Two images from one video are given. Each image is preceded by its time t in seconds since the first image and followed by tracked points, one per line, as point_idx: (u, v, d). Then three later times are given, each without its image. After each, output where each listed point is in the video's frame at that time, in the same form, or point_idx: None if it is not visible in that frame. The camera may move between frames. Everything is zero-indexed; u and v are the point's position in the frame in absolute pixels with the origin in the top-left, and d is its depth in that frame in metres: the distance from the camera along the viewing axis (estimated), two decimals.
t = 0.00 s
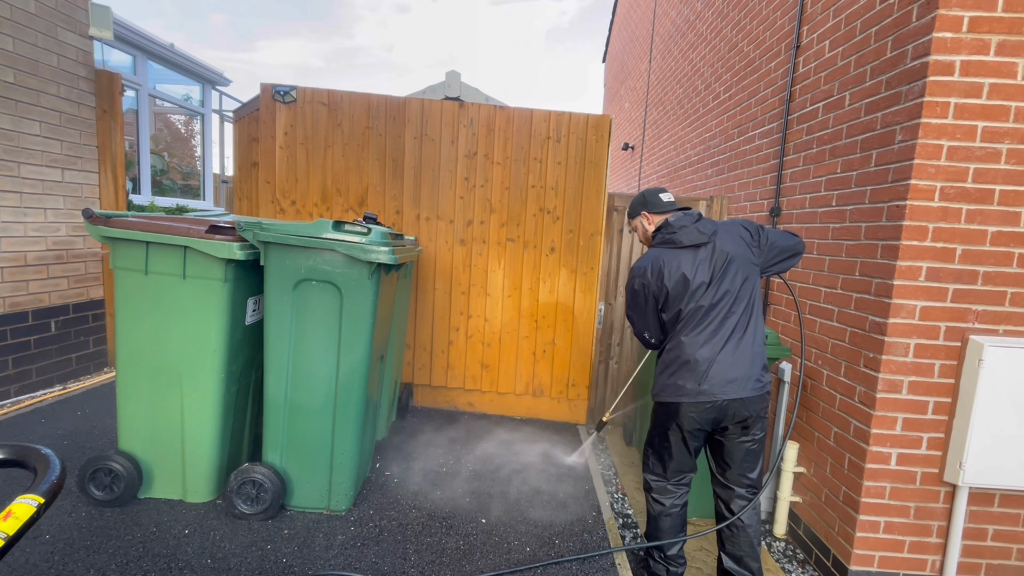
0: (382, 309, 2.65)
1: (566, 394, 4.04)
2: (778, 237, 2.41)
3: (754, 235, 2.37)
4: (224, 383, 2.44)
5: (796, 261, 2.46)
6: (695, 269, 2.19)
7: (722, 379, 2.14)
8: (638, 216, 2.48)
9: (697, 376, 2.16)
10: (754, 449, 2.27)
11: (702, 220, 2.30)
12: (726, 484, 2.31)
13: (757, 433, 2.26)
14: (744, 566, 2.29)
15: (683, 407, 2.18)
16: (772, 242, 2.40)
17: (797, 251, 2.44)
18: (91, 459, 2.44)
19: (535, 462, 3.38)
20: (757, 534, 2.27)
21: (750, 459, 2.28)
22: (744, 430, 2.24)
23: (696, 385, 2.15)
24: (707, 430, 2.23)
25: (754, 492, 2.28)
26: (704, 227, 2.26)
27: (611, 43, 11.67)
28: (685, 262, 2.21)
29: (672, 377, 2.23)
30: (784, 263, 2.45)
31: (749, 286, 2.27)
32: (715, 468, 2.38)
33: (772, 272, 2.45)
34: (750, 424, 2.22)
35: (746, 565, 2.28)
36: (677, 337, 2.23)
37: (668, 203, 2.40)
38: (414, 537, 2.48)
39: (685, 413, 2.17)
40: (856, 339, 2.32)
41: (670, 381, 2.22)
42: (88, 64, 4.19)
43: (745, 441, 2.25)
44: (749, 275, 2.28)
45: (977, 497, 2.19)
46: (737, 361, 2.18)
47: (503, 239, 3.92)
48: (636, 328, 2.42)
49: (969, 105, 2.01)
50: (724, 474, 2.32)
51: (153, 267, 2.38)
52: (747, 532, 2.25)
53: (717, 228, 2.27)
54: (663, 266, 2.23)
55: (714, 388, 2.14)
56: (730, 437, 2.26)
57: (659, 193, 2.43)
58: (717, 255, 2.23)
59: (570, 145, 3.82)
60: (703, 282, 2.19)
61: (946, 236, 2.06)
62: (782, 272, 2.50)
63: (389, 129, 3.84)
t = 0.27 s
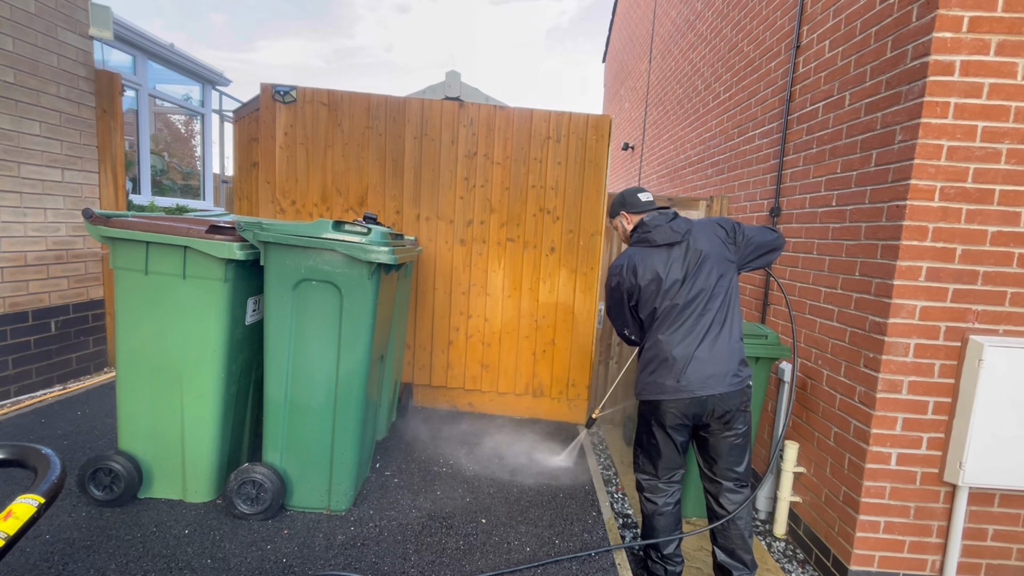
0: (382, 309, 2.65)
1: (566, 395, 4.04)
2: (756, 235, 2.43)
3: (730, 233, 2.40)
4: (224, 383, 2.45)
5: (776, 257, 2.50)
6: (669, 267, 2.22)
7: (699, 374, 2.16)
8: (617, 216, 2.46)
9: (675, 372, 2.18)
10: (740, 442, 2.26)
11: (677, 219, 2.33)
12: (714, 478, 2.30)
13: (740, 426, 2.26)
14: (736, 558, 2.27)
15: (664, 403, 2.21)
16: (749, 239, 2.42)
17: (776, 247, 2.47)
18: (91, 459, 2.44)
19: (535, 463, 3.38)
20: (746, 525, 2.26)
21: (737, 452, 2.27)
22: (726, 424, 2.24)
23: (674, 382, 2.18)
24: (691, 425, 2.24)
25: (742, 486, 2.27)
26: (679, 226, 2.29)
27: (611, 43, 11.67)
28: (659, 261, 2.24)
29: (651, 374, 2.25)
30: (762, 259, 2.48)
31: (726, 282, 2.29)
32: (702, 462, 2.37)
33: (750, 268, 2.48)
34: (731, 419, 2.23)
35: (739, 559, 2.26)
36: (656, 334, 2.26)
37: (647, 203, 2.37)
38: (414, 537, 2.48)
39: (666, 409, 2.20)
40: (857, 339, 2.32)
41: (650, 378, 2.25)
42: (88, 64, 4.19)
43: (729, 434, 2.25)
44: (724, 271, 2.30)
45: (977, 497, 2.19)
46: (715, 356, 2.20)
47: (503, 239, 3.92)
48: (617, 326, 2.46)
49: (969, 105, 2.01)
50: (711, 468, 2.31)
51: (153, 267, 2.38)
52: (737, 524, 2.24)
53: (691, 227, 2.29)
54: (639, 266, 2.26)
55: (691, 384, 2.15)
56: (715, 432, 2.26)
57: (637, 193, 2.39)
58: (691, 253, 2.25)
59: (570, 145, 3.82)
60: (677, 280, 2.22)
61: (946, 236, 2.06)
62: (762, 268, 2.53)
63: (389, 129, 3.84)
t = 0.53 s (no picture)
0: (382, 309, 2.65)
1: (566, 395, 4.04)
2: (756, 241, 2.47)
3: (733, 235, 2.42)
4: (225, 383, 2.44)
5: (776, 262, 2.54)
6: (677, 267, 2.22)
7: (705, 375, 2.17)
8: (623, 215, 2.46)
9: (681, 373, 2.18)
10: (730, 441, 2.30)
11: (684, 219, 2.33)
12: (697, 469, 2.35)
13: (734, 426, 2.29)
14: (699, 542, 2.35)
15: (669, 404, 2.20)
16: (752, 243, 2.46)
17: (776, 253, 2.52)
18: (91, 459, 2.44)
19: (535, 463, 3.38)
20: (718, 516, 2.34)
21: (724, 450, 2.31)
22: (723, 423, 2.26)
23: (680, 382, 2.17)
24: (693, 426, 2.24)
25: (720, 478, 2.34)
26: (685, 226, 2.29)
27: (611, 43, 11.67)
28: (667, 260, 2.24)
29: (657, 374, 2.24)
30: (760, 264, 2.52)
31: (729, 284, 2.31)
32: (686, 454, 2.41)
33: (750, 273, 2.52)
34: (731, 419, 2.25)
35: (702, 542, 2.35)
36: (662, 334, 2.25)
37: (654, 203, 2.38)
38: (414, 537, 2.48)
39: (671, 411, 2.19)
40: (857, 339, 2.32)
41: (656, 378, 2.24)
42: (88, 64, 4.19)
43: (724, 433, 2.27)
44: (728, 274, 2.32)
45: (977, 497, 2.19)
46: (720, 358, 2.21)
47: (503, 239, 3.92)
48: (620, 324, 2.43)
49: (969, 105, 2.00)
50: (694, 462, 2.35)
51: (153, 267, 2.38)
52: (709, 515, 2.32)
53: (698, 228, 2.30)
54: (647, 264, 2.25)
55: (698, 385, 2.16)
56: (711, 431, 2.28)
57: (644, 193, 2.39)
58: (698, 253, 2.26)
59: (570, 145, 3.82)
60: (684, 280, 2.22)
61: (946, 236, 2.06)
62: (761, 273, 2.57)
63: (389, 129, 3.84)
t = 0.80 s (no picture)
0: (382, 309, 2.65)
1: (566, 395, 4.04)
2: (755, 242, 2.43)
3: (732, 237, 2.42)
4: (225, 383, 2.45)
5: (770, 266, 2.51)
6: (677, 265, 2.22)
7: (699, 372, 2.18)
8: (624, 214, 2.47)
9: (676, 369, 2.18)
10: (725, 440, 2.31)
11: (685, 220, 2.34)
12: (693, 469, 2.34)
13: (727, 424, 2.30)
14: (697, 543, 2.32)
15: (661, 398, 2.21)
16: (749, 246, 2.43)
17: (771, 256, 2.48)
18: (91, 459, 2.44)
19: (535, 463, 3.38)
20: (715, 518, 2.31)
21: (720, 448, 2.31)
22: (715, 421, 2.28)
23: (674, 377, 2.18)
24: (682, 421, 2.27)
25: (716, 478, 2.32)
26: (686, 226, 2.30)
27: (611, 44, 11.68)
28: (668, 257, 2.24)
29: (651, 369, 2.24)
30: (758, 266, 2.49)
31: (727, 284, 2.31)
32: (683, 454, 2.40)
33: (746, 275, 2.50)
34: (723, 416, 2.27)
35: (700, 543, 2.32)
36: (659, 330, 2.25)
37: (655, 203, 2.39)
38: (414, 537, 2.48)
39: (663, 406, 2.21)
40: (856, 339, 2.32)
41: (650, 372, 2.25)
42: (88, 65, 4.19)
43: (715, 431, 2.29)
44: (726, 274, 2.32)
45: (977, 497, 2.19)
46: (714, 356, 2.22)
47: (503, 239, 3.92)
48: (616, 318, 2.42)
49: (969, 105, 2.00)
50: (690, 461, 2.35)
51: (153, 267, 2.39)
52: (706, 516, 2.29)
53: (699, 228, 2.31)
54: (648, 261, 2.24)
55: (691, 381, 2.17)
56: (703, 428, 2.29)
57: (645, 193, 2.40)
58: (698, 253, 2.26)
59: (570, 146, 3.82)
60: (684, 279, 2.22)
61: (946, 237, 2.06)
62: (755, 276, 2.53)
63: (389, 129, 3.84)
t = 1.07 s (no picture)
0: (382, 309, 2.64)
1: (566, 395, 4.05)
2: (721, 239, 2.49)
3: (699, 233, 2.47)
4: (225, 383, 2.45)
5: (737, 260, 2.56)
6: (645, 262, 2.28)
7: (672, 364, 2.21)
8: (594, 215, 2.50)
9: (649, 362, 2.22)
10: (707, 431, 2.31)
11: (652, 218, 2.40)
12: (678, 464, 2.34)
13: (706, 415, 2.31)
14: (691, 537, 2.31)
15: (637, 391, 2.25)
16: (715, 242, 2.49)
17: (737, 250, 2.54)
18: (91, 459, 2.44)
19: (535, 463, 3.38)
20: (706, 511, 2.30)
21: (703, 440, 2.31)
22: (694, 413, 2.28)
23: (648, 370, 2.22)
24: (662, 414, 2.28)
25: (702, 470, 2.32)
26: (653, 224, 2.36)
27: (611, 44, 11.68)
28: (635, 255, 2.29)
29: (626, 364, 2.29)
30: (725, 261, 2.55)
31: (695, 278, 2.36)
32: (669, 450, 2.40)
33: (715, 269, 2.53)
34: (699, 408, 2.27)
35: (693, 537, 2.30)
36: (632, 326, 2.30)
37: (622, 203, 2.43)
38: (414, 537, 2.48)
39: (639, 398, 2.24)
40: (856, 339, 2.32)
41: (625, 368, 2.29)
42: (88, 64, 4.19)
43: (696, 424, 2.29)
44: (694, 269, 2.37)
45: (977, 497, 2.19)
46: (686, 348, 2.25)
47: (503, 239, 3.92)
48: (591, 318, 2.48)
49: (969, 105, 2.00)
50: (675, 456, 2.35)
51: (153, 267, 2.38)
52: (696, 509, 2.28)
53: (664, 226, 2.36)
54: (616, 260, 2.30)
55: (664, 372, 2.20)
56: (684, 421, 2.30)
57: (614, 193, 2.45)
58: (664, 249, 2.32)
59: (570, 146, 3.82)
60: (651, 274, 2.27)
61: (946, 237, 2.06)
62: (722, 271, 2.59)
63: (389, 129, 3.84)
